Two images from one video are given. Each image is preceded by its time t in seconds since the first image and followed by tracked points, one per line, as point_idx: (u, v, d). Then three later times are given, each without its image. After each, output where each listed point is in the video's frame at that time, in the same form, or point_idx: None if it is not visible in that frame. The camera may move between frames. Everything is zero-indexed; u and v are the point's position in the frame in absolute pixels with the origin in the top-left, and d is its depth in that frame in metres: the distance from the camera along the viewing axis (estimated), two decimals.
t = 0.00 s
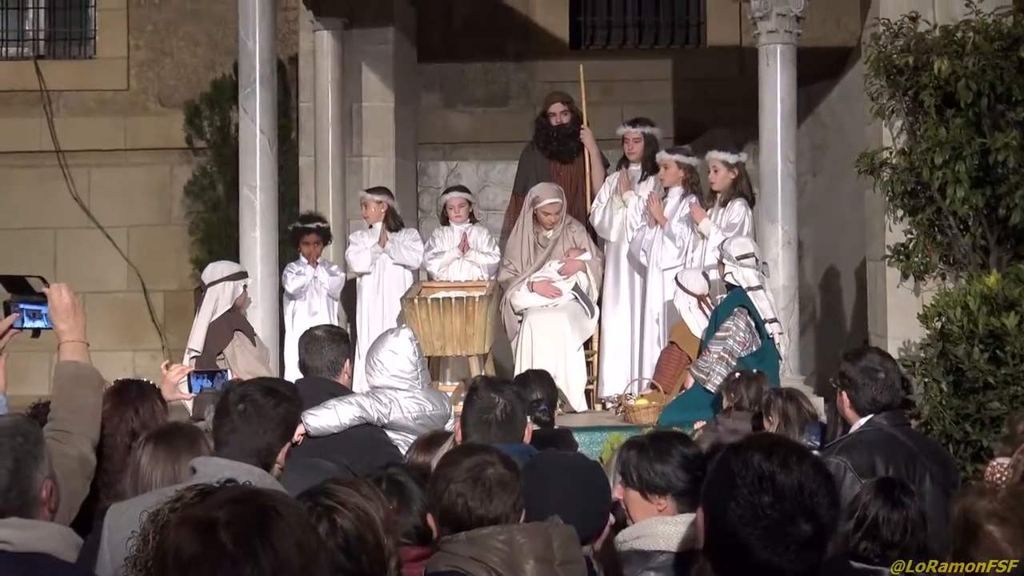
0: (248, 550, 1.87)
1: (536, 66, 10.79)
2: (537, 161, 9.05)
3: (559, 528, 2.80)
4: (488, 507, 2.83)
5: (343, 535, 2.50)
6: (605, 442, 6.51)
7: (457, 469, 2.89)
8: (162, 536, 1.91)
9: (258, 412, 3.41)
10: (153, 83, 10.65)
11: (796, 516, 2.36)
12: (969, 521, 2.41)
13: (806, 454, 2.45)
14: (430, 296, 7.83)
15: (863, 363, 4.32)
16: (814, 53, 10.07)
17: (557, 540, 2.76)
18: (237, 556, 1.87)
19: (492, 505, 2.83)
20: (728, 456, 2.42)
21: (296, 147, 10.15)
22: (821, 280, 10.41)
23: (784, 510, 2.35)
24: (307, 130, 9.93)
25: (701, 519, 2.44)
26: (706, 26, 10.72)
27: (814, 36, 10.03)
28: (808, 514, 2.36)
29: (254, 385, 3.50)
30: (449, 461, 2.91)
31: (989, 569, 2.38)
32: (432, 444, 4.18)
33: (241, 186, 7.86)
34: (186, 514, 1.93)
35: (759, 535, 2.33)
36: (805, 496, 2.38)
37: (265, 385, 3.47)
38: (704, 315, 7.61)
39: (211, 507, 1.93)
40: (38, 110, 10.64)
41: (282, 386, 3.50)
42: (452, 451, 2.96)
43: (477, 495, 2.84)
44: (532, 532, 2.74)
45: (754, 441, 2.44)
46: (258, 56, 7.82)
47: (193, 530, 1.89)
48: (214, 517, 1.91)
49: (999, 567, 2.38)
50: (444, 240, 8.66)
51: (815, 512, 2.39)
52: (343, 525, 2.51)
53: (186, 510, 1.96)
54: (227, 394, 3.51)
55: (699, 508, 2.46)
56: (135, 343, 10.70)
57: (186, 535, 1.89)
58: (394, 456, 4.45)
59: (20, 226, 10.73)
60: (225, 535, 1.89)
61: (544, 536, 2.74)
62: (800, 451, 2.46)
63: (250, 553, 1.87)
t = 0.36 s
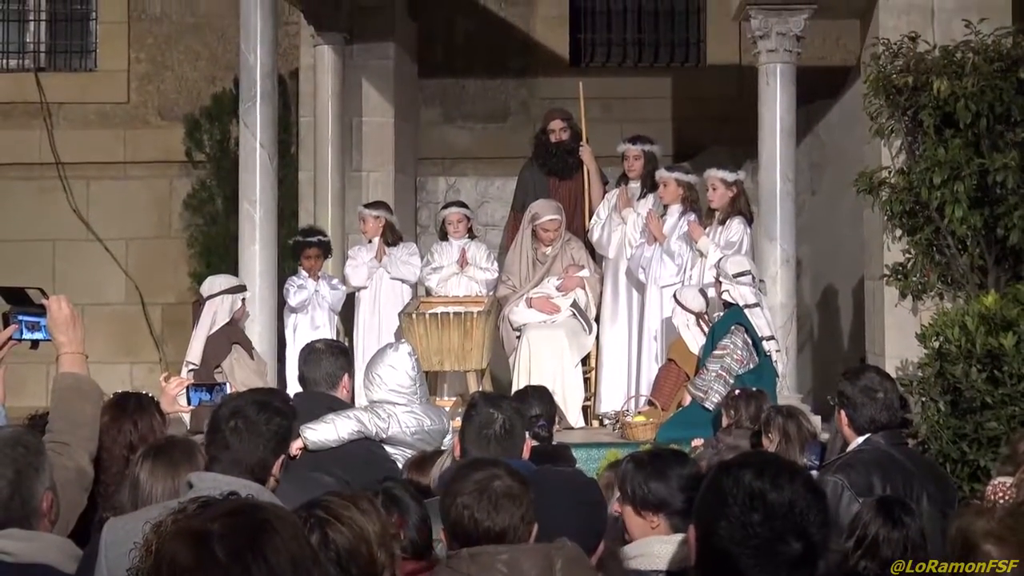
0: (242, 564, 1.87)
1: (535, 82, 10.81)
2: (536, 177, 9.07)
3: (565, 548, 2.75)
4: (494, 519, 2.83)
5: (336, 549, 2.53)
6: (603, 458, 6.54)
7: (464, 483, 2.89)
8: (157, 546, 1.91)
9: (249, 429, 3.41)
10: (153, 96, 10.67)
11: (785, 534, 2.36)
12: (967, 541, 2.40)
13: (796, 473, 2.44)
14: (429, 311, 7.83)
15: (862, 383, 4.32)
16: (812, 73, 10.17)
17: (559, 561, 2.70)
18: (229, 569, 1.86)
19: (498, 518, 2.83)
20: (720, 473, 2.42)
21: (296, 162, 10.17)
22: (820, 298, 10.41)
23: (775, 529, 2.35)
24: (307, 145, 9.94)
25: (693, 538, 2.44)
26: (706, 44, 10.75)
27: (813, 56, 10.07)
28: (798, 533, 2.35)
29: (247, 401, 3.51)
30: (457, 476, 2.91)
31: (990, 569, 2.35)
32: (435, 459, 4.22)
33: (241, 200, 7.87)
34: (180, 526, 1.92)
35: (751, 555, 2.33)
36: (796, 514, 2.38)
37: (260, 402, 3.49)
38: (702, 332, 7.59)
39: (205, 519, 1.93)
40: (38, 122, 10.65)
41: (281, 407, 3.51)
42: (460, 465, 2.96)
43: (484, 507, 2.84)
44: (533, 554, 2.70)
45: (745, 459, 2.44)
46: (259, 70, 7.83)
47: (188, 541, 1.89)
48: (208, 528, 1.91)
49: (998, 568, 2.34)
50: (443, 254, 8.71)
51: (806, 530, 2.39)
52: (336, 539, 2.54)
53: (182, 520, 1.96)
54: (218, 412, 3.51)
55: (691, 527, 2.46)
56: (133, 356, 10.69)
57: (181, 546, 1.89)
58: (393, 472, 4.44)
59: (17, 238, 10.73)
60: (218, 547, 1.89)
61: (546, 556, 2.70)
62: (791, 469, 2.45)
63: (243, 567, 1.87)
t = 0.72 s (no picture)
0: (244, 566, 1.86)
1: (539, 89, 10.82)
2: (539, 184, 9.08)
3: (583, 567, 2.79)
4: (523, 530, 2.80)
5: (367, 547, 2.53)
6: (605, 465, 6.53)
7: (494, 491, 2.84)
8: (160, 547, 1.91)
9: (247, 432, 3.36)
10: (158, 98, 10.68)
11: (786, 543, 2.41)
12: (973, 553, 2.41)
13: (797, 482, 2.49)
14: (431, 317, 7.83)
15: (864, 394, 4.31)
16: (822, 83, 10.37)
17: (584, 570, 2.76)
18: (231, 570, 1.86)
19: (528, 529, 2.80)
20: (722, 483, 2.48)
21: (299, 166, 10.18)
22: (822, 308, 10.41)
23: (775, 537, 2.40)
24: (310, 149, 9.94)
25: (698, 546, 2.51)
26: (711, 53, 10.77)
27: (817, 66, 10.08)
28: (799, 542, 2.40)
29: (244, 403, 3.47)
30: (486, 483, 2.87)
31: (990, 569, 2.35)
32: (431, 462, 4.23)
33: (245, 203, 7.87)
34: (181, 526, 1.91)
35: (751, 563, 2.39)
36: (797, 524, 2.43)
37: (258, 403, 3.45)
38: (704, 340, 7.61)
39: (208, 520, 1.92)
40: (42, 123, 10.65)
41: (277, 406, 3.47)
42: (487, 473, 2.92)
43: (514, 517, 2.80)
44: (560, 564, 2.73)
45: (748, 468, 2.50)
46: (265, 73, 7.84)
47: (191, 542, 1.89)
48: (211, 530, 1.90)
49: (999, 567, 2.34)
50: (445, 259, 8.73)
51: (807, 539, 2.43)
52: (365, 537, 2.54)
53: (185, 521, 1.96)
54: (217, 411, 3.48)
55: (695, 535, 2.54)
56: (133, 357, 10.68)
57: (184, 547, 1.88)
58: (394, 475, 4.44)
59: (19, 239, 10.73)
60: (221, 548, 1.88)
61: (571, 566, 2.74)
62: (794, 479, 2.50)
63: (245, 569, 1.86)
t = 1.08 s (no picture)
0: (251, 566, 1.87)
1: (543, 92, 10.83)
2: (541, 187, 9.07)
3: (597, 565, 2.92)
4: (542, 529, 2.84)
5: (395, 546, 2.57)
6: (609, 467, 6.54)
7: (507, 488, 2.87)
8: (168, 548, 1.91)
9: (251, 435, 3.36)
10: (161, 99, 10.68)
11: (806, 547, 2.35)
12: (975, 554, 2.42)
13: (816, 485, 2.45)
14: (434, 318, 7.84)
15: (868, 396, 4.32)
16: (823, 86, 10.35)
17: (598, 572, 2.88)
18: (238, 571, 1.86)
19: (546, 528, 2.85)
20: (741, 485, 2.42)
21: (302, 167, 10.19)
22: (824, 312, 10.40)
23: (795, 541, 2.34)
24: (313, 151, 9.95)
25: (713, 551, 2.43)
26: (714, 56, 10.77)
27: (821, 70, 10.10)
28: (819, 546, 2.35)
29: (247, 404, 3.46)
30: (498, 480, 2.90)
31: (989, 568, 2.36)
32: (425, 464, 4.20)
33: (248, 205, 7.87)
34: (190, 529, 1.92)
35: (771, 567, 2.31)
36: (816, 527, 2.38)
37: (260, 405, 3.45)
38: (706, 342, 7.59)
39: (217, 522, 1.93)
40: (45, 123, 10.65)
41: (279, 407, 3.47)
42: (498, 470, 2.95)
43: (534, 517, 2.84)
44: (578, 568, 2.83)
45: (767, 472, 2.44)
46: (268, 74, 7.84)
47: (198, 543, 1.89)
48: (220, 531, 1.91)
49: (999, 567, 2.35)
50: (448, 261, 8.72)
51: (827, 544, 2.39)
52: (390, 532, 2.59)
53: (193, 523, 1.96)
54: (220, 413, 3.47)
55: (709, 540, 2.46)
56: (135, 358, 10.68)
57: (191, 548, 1.89)
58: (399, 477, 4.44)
59: (22, 239, 10.73)
60: (229, 548, 1.88)
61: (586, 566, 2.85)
62: (811, 482, 2.46)
63: (252, 570, 1.86)
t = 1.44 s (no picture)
0: (259, 563, 1.86)
1: (546, 87, 10.81)
2: (545, 182, 9.07)
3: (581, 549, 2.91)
4: (526, 517, 2.86)
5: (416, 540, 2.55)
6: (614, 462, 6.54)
7: (486, 476, 2.89)
8: (175, 545, 1.90)
9: (256, 431, 3.36)
10: (164, 95, 10.68)
11: (824, 543, 2.32)
12: (983, 553, 2.41)
13: (834, 480, 2.40)
14: (437, 313, 7.82)
15: (873, 390, 4.31)
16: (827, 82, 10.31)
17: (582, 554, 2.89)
18: (246, 568, 1.85)
19: (528, 517, 2.87)
20: (759, 481, 2.39)
21: (306, 163, 10.19)
22: (828, 307, 10.39)
23: (813, 538, 2.32)
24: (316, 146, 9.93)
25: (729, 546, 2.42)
26: (717, 51, 10.75)
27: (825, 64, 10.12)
28: (836, 543, 2.32)
29: (251, 401, 3.46)
30: (475, 471, 2.91)
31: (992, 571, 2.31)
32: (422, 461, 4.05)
33: (251, 200, 7.86)
34: (199, 526, 1.91)
35: (787, 563, 2.30)
36: (834, 525, 2.34)
37: (264, 402, 3.44)
38: (710, 338, 7.55)
39: (225, 518, 1.92)
40: (48, 119, 10.65)
41: (283, 404, 3.46)
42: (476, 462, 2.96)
43: (518, 504, 2.86)
44: (563, 551, 2.83)
45: (786, 468, 2.41)
46: (271, 70, 7.83)
47: (206, 540, 1.89)
48: (227, 528, 1.90)
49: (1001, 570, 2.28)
50: (452, 257, 8.70)
51: (844, 541, 2.35)
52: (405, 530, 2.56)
53: (200, 520, 1.96)
54: (223, 410, 3.47)
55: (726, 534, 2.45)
56: (139, 354, 10.69)
57: (198, 544, 1.88)
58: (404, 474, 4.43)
59: (26, 235, 10.73)
60: (237, 545, 1.88)
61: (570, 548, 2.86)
62: (830, 478, 2.41)
63: (260, 566, 1.86)
